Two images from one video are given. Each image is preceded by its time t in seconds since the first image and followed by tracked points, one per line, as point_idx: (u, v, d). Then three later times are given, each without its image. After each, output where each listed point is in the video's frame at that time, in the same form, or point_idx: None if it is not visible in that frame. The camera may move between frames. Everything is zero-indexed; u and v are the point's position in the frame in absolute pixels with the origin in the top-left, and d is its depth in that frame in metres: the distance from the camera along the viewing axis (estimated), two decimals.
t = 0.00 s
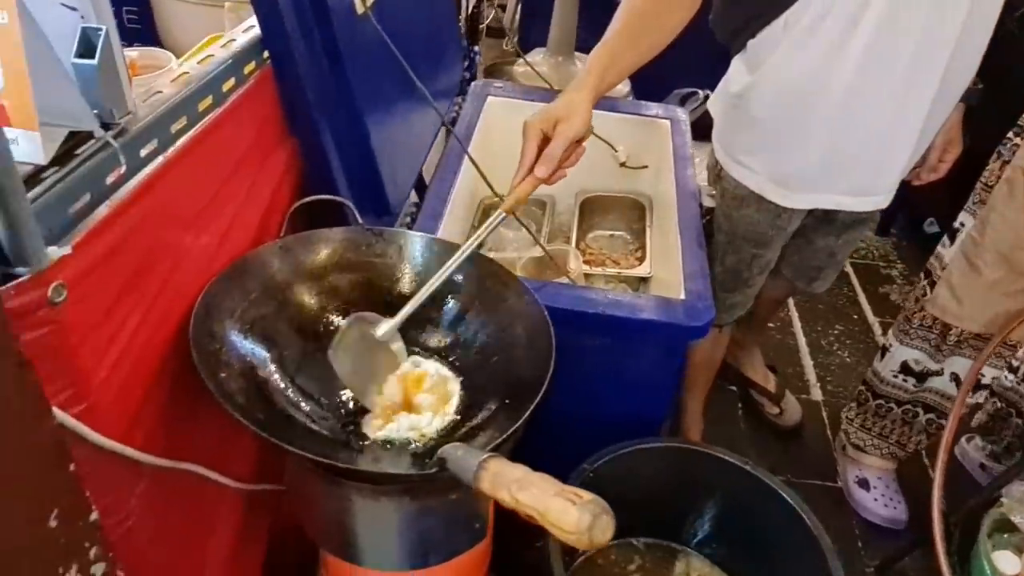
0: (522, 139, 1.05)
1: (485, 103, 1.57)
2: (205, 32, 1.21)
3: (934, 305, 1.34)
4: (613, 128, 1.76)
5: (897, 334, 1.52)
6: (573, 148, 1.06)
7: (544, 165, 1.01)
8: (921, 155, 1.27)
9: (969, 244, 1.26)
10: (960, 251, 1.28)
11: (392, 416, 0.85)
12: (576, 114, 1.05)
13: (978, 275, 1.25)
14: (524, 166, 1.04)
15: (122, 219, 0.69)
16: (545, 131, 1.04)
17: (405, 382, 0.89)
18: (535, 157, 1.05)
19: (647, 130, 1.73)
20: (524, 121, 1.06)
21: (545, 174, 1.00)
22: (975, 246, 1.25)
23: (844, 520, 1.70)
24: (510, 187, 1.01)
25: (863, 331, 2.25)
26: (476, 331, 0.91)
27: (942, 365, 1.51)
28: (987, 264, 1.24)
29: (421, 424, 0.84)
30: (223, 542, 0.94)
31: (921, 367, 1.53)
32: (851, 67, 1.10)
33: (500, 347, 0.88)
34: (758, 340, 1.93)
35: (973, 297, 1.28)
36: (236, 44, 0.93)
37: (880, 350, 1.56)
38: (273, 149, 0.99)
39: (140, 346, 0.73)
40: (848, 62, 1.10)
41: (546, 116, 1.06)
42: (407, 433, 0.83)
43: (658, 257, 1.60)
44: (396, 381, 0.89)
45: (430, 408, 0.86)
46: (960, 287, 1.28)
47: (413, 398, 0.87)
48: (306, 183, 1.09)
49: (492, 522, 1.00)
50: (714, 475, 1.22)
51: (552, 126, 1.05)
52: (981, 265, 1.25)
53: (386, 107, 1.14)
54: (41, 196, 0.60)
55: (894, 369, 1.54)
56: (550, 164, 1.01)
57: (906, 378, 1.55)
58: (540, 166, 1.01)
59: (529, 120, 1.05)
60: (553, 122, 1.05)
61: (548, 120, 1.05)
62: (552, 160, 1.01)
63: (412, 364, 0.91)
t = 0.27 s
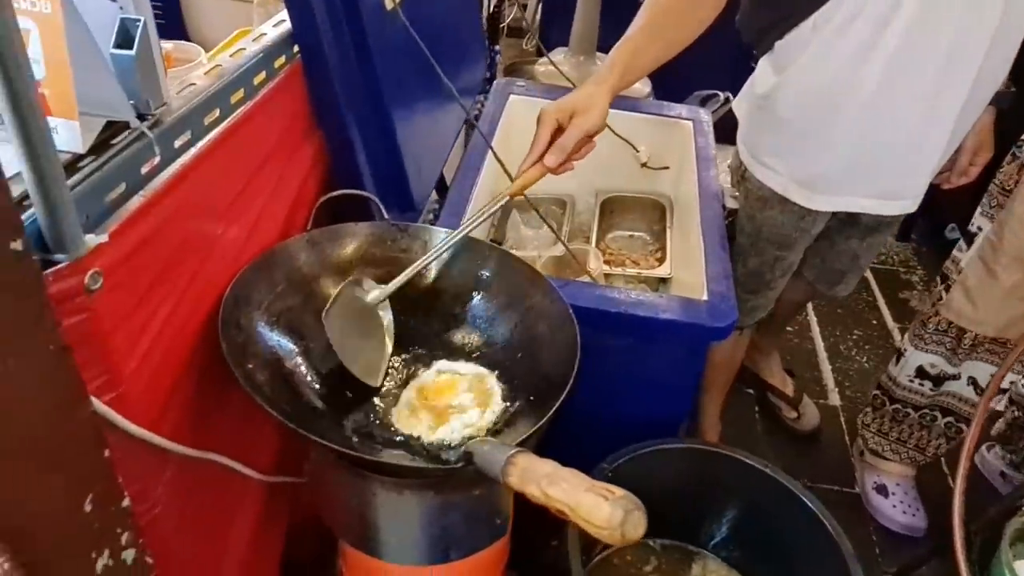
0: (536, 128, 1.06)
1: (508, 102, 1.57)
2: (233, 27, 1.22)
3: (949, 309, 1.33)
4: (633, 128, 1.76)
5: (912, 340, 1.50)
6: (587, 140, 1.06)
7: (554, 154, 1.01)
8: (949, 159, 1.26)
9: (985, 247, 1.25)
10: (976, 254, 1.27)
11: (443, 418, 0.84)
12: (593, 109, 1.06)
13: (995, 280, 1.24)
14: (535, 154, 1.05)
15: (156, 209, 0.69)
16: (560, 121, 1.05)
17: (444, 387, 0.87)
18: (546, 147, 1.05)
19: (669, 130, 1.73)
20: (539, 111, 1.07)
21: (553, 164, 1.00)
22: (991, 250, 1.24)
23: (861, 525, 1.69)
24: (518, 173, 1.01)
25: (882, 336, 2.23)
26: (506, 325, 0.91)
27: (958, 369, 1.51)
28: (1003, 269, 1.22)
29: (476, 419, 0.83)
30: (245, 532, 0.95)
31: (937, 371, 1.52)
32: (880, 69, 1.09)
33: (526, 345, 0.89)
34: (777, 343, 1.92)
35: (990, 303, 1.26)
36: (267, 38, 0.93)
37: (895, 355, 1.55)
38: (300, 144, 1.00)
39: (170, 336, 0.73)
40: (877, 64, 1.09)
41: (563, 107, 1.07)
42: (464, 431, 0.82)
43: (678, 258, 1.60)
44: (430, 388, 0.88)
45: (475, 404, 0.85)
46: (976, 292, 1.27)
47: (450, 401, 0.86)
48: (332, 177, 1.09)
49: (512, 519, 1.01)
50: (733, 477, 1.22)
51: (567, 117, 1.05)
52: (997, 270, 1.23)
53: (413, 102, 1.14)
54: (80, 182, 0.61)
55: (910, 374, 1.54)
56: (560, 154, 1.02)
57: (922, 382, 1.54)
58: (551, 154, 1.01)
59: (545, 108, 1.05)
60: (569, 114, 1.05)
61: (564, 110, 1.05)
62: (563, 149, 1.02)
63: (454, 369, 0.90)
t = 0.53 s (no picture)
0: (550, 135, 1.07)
1: (520, 102, 1.58)
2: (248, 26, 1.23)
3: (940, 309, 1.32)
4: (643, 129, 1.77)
5: (911, 341, 1.53)
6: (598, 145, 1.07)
7: (567, 164, 1.03)
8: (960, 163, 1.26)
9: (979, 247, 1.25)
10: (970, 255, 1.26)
11: (430, 404, 0.85)
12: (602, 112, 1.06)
13: (988, 280, 1.23)
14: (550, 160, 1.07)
15: (175, 205, 0.70)
16: (571, 130, 1.06)
17: (433, 372, 0.87)
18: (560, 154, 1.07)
19: (680, 132, 1.73)
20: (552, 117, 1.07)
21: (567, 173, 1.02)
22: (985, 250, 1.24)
23: (867, 528, 1.69)
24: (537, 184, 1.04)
25: (891, 340, 2.23)
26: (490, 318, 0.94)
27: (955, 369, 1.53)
28: (997, 269, 1.22)
29: (463, 410, 0.85)
30: (256, 526, 0.95)
31: (937, 373, 1.54)
32: (892, 73, 1.09)
33: (535, 342, 0.89)
34: (785, 346, 1.93)
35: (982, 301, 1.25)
36: (284, 37, 0.94)
37: (894, 357, 1.57)
38: (315, 142, 1.01)
39: (187, 330, 0.74)
40: (889, 68, 1.09)
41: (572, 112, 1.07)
42: (450, 420, 0.84)
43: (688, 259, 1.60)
44: (418, 371, 0.88)
45: (463, 394, 0.86)
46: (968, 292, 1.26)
47: (436, 386, 0.86)
48: (346, 176, 1.10)
49: (520, 517, 1.01)
50: (740, 478, 1.22)
51: (577, 124, 1.06)
52: (991, 270, 1.23)
53: (426, 102, 1.15)
54: (103, 177, 0.62)
55: (911, 375, 1.56)
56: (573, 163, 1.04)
57: (923, 384, 1.56)
58: (564, 165, 1.03)
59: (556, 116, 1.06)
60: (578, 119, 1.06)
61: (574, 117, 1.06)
62: (575, 159, 1.03)
63: (440, 353, 0.91)
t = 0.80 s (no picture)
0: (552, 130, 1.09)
1: (525, 101, 1.58)
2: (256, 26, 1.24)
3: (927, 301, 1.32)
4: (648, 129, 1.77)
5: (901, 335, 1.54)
6: (597, 132, 1.08)
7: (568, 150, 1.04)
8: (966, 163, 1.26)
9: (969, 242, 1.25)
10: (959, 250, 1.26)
11: (438, 403, 0.86)
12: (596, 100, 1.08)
13: (977, 274, 1.23)
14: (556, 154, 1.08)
15: (185, 202, 0.71)
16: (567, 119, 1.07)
17: (444, 372, 0.88)
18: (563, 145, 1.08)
19: (686, 131, 1.74)
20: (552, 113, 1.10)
21: (569, 158, 1.03)
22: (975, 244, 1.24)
23: (871, 529, 1.69)
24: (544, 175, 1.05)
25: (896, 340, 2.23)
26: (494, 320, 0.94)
27: (944, 364, 1.54)
28: (987, 264, 1.22)
29: (469, 408, 0.85)
30: (263, 522, 0.96)
31: (927, 367, 1.55)
32: (898, 73, 1.10)
33: (541, 340, 0.89)
34: (789, 346, 1.93)
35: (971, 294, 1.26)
36: (293, 35, 0.95)
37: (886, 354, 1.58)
38: (323, 140, 1.01)
39: (196, 327, 0.75)
40: (895, 68, 1.09)
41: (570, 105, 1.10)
42: (457, 418, 0.84)
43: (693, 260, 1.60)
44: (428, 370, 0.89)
45: (470, 393, 0.87)
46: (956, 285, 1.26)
47: (446, 386, 0.87)
48: (353, 174, 1.11)
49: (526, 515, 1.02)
50: (745, 477, 1.22)
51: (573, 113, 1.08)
52: (981, 265, 1.23)
53: (433, 101, 1.16)
54: (114, 174, 0.62)
55: (902, 369, 1.57)
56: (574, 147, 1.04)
57: (912, 378, 1.57)
58: (565, 150, 1.04)
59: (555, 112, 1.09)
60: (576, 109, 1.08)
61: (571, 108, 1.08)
62: (573, 143, 1.04)
63: (449, 352, 0.91)
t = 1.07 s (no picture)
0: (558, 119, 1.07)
1: (528, 102, 1.58)
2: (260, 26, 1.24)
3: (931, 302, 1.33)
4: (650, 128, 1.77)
5: (903, 335, 1.55)
6: (605, 128, 1.06)
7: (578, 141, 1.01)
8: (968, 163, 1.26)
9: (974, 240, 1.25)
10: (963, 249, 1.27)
11: (440, 401, 0.87)
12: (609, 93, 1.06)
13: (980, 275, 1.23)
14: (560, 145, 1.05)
15: (188, 202, 0.71)
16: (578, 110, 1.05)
17: (444, 369, 0.91)
18: (570, 136, 1.05)
19: (688, 131, 1.74)
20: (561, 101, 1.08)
21: (580, 151, 1.00)
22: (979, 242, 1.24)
23: (875, 528, 1.69)
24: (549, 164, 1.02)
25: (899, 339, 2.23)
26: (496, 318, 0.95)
27: (946, 363, 1.54)
28: (990, 265, 1.22)
29: (471, 406, 0.86)
30: (267, 520, 0.97)
31: (928, 366, 1.56)
32: (900, 72, 1.10)
33: (543, 340, 0.90)
34: (792, 345, 1.93)
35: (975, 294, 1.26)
36: (295, 36, 0.95)
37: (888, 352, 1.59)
38: (325, 140, 1.02)
39: (200, 326, 0.75)
40: (897, 67, 1.09)
41: (581, 96, 1.07)
42: (459, 416, 0.86)
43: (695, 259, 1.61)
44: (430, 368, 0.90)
45: (471, 389, 0.88)
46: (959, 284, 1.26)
47: (448, 383, 0.89)
48: (356, 174, 1.11)
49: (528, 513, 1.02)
50: (747, 476, 1.22)
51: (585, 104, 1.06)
52: (984, 266, 1.23)
53: (436, 101, 1.16)
54: (118, 174, 0.63)
55: (903, 367, 1.57)
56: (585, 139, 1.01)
57: (913, 376, 1.58)
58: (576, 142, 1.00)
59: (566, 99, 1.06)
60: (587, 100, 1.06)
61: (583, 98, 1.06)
62: (586, 134, 1.01)
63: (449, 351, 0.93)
